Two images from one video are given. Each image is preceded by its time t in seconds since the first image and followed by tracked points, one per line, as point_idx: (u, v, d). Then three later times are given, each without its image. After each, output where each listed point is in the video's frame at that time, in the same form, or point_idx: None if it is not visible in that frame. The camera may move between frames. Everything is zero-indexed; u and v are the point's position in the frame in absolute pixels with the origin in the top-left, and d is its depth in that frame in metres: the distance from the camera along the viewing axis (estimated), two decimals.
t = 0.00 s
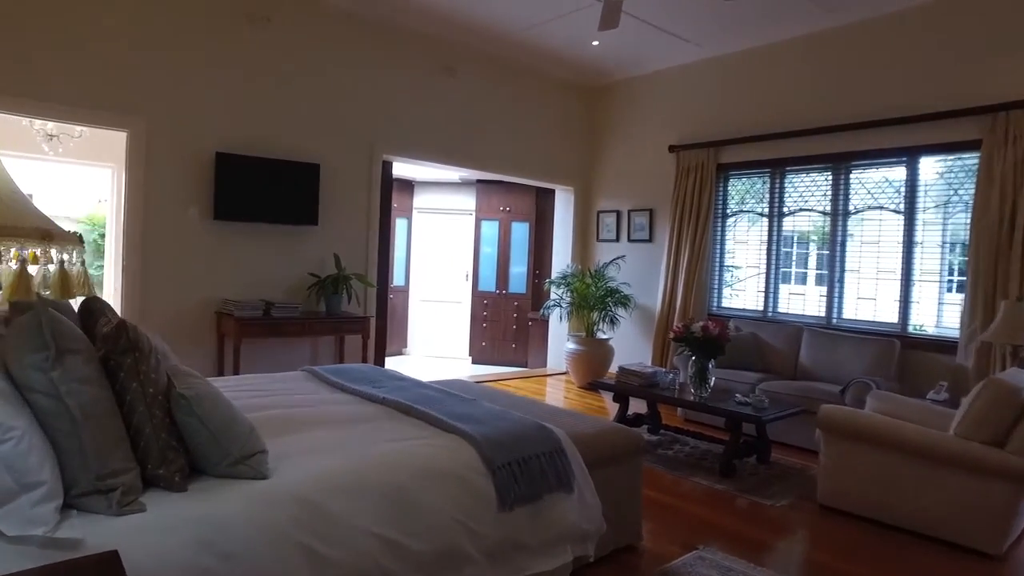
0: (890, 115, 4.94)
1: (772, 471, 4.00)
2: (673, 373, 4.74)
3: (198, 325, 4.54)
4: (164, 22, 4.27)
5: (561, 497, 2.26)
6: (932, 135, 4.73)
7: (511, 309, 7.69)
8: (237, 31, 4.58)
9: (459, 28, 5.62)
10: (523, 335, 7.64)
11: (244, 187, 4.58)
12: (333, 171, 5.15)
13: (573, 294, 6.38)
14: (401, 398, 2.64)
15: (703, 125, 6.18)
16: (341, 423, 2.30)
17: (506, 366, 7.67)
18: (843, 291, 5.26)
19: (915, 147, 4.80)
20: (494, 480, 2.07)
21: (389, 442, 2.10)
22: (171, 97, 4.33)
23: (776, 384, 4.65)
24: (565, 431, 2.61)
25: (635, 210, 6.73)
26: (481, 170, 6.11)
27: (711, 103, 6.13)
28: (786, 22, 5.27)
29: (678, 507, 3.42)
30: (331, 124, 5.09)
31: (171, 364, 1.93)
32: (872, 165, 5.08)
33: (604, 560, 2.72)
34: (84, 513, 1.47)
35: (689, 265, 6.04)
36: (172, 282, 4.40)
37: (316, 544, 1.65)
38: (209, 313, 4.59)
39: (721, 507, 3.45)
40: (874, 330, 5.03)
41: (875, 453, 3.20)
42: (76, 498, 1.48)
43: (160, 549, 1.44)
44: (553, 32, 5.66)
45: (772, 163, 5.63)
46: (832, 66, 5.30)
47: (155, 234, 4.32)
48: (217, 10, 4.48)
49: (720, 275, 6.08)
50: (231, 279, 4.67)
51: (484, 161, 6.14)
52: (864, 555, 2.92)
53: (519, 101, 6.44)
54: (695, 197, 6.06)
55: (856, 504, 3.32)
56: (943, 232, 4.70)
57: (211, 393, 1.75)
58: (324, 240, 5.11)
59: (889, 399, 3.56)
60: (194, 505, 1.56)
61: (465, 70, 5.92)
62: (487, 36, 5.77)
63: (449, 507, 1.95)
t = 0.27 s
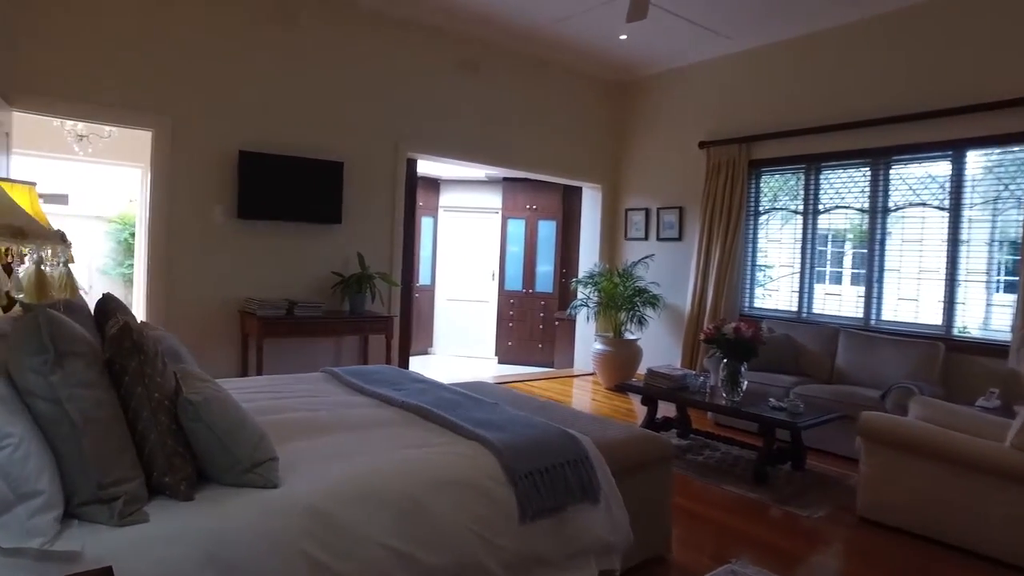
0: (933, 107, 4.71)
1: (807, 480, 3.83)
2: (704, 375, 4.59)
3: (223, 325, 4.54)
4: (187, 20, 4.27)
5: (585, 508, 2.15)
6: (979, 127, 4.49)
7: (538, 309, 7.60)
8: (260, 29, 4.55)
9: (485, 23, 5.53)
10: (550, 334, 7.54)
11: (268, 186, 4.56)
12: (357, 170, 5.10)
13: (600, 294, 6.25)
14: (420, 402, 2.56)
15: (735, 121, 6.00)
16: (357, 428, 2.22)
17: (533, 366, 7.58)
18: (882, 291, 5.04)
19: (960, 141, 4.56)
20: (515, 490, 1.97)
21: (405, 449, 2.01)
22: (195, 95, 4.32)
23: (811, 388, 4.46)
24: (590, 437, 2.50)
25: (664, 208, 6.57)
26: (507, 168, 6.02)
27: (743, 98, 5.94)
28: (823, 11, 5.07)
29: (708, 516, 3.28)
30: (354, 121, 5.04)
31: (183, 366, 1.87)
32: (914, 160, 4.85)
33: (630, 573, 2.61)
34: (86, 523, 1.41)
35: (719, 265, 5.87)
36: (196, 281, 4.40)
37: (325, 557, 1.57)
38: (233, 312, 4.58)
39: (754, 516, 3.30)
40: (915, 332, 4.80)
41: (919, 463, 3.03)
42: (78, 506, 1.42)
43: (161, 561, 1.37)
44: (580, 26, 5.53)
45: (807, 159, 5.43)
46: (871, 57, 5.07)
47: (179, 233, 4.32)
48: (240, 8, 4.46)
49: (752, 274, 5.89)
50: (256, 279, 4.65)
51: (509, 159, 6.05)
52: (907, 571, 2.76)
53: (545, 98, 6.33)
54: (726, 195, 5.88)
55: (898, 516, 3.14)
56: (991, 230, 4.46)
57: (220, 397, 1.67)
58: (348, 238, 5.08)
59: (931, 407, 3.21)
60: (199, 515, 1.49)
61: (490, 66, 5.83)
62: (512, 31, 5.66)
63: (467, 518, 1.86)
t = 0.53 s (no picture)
0: (982, 98, 4.48)
1: (846, 488, 3.66)
2: (736, 377, 4.43)
3: (250, 323, 4.54)
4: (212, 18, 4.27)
5: (611, 518, 2.05)
6: None
7: (566, 308, 7.50)
8: (286, 26, 4.54)
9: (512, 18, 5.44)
10: (578, 334, 7.43)
11: (293, 183, 4.55)
12: (382, 167, 5.07)
13: (629, 293, 6.12)
14: (441, 404, 2.48)
15: (770, 115, 5.81)
16: (375, 430, 2.16)
17: (560, 366, 7.49)
18: (926, 291, 4.81)
19: (1011, 133, 4.32)
20: (537, 498, 1.88)
21: (423, 454, 1.94)
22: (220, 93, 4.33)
23: (850, 392, 4.28)
24: (616, 443, 2.40)
25: (695, 205, 6.41)
26: (534, 165, 5.93)
27: (778, 91, 5.75)
28: None
29: (741, 525, 3.15)
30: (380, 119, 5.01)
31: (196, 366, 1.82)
32: (961, 154, 4.62)
33: None
34: (92, 527, 1.36)
35: (753, 263, 5.69)
36: (223, 279, 4.41)
37: (337, 567, 1.51)
38: (259, 309, 4.58)
39: (789, 525, 3.16)
40: (961, 334, 4.57)
41: (968, 473, 2.85)
42: (83, 510, 1.37)
43: (167, 570, 1.32)
44: (609, 20, 5.41)
45: (846, 153, 5.22)
46: (914, 46, 4.85)
47: (206, 231, 4.33)
48: (266, 5, 4.45)
49: (787, 273, 5.70)
50: (281, 277, 4.65)
51: (537, 155, 5.95)
52: None
53: (574, 93, 6.22)
54: (760, 191, 5.70)
55: (944, 529, 2.97)
56: None
57: (230, 399, 1.62)
58: (374, 236, 5.04)
59: (982, 415, 2.99)
60: (207, 521, 1.44)
61: (517, 61, 5.74)
62: (540, 25, 5.57)
63: (487, 528, 1.77)
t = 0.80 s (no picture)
0: None
1: (885, 497, 3.51)
2: (769, 381, 4.30)
3: (277, 322, 4.56)
4: (238, 18, 4.28)
5: (637, 529, 1.98)
6: None
7: (595, 307, 7.41)
8: (311, 25, 4.53)
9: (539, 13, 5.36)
10: (607, 334, 7.32)
11: (319, 182, 4.54)
12: (408, 166, 5.04)
13: (659, 292, 5.99)
14: (462, 407, 2.43)
15: (805, 109, 5.64)
16: (393, 434, 2.11)
17: (589, 366, 7.39)
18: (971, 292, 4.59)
19: None
20: (558, 507, 1.81)
21: (440, 460, 1.88)
22: (247, 93, 4.34)
23: (889, 397, 4.11)
24: (643, 449, 2.31)
25: (727, 203, 6.25)
26: (562, 162, 5.85)
27: (814, 85, 5.56)
28: None
29: (774, 534, 3.04)
30: (405, 117, 4.98)
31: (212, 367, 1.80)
32: (1009, 148, 4.39)
33: None
34: (102, 532, 1.34)
35: (787, 263, 5.53)
36: (250, 278, 4.43)
37: None
38: (286, 308, 4.59)
39: (824, 536, 3.03)
40: (1009, 337, 4.35)
41: (1017, 486, 2.69)
42: (94, 515, 1.35)
43: None
44: (638, 14, 5.30)
45: (885, 148, 5.03)
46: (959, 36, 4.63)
47: (233, 231, 4.35)
48: (292, 4, 4.45)
49: (822, 273, 5.51)
50: (308, 276, 4.65)
51: (565, 153, 5.87)
52: None
53: (602, 90, 6.12)
54: (795, 188, 5.53)
55: (992, 544, 2.82)
56: None
57: (242, 401, 1.58)
58: (400, 235, 5.02)
59: None
60: (218, 527, 1.40)
61: (544, 57, 5.66)
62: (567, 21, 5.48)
63: (506, 538, 1.71)
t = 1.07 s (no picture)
0: None
1: (915, 505, 3.38)
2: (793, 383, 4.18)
3: (295, 321, 4.56)
4: (256, 16, 4.28)
5: (652, 538, 1.90)
6: None
7: (616, 307, 7.31)
8: (330, 23, 4.52)
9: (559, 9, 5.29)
10: (628, 333, 7.23)
11: (337, 181, 4.53)
12: (426, 164, 5.00)
13: (681, 292, 5.89)
14: (473, 408, 2.38)
15: (833, 104, 5.48)
16: (401, 436, 2.07)
17: (609, 366, 7.30)
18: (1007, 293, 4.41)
19: None
20: (569, 514, 1.75)
21: (448, 464, 1.83)
22: (264, 92, 4.34)
23: (920, 401, 3.96)
24: (659, 454, 2.24)
25: (752, 200, 6.11)
26: (583, 160, 5.77)
27: (842, 79, 5.41)
28: None
29: (798, 542, 2.94)
30: (424, 114, 4.94)
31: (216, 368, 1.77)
32: None
33: None
34: (98, 535, 1.32)
35: (813, 261, 5.38)
36: (268, 277, 4.43)
37: None
38: (303, 307, 4.59)
39: (851, 545, 2.93)
40: None
41: None
42: (90, 517, 1.32)
43: None
44: (660, 8, 5.20)
45: (917, 143, 4.86)
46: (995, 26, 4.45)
47: (251, 230, 4.35)
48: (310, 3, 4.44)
49: (850, 272, 5.36)
50: (325, 275, 4.64)
51: (586, 150, 5.79)
52: None
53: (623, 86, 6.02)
54: (822, 185, 5.39)
55: None
56: None
57: (244, 403, 1.54)
58: (418, 234, 4.99)
59: None
60: (216, 532, 1.37)
61: (565, 53, 5.59)
62: (588, 16, 5.40)
63: (515, 546, 1.65)
